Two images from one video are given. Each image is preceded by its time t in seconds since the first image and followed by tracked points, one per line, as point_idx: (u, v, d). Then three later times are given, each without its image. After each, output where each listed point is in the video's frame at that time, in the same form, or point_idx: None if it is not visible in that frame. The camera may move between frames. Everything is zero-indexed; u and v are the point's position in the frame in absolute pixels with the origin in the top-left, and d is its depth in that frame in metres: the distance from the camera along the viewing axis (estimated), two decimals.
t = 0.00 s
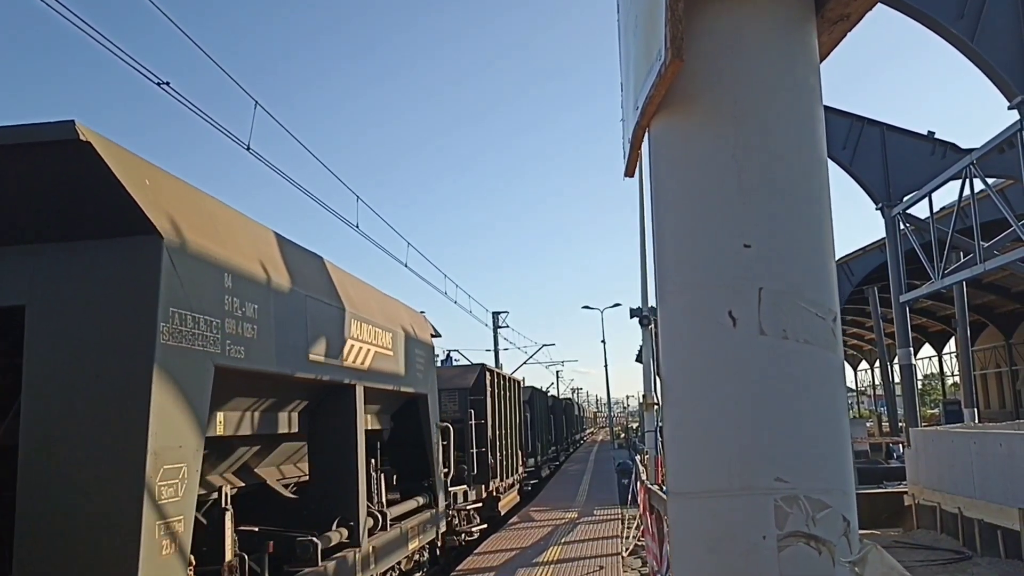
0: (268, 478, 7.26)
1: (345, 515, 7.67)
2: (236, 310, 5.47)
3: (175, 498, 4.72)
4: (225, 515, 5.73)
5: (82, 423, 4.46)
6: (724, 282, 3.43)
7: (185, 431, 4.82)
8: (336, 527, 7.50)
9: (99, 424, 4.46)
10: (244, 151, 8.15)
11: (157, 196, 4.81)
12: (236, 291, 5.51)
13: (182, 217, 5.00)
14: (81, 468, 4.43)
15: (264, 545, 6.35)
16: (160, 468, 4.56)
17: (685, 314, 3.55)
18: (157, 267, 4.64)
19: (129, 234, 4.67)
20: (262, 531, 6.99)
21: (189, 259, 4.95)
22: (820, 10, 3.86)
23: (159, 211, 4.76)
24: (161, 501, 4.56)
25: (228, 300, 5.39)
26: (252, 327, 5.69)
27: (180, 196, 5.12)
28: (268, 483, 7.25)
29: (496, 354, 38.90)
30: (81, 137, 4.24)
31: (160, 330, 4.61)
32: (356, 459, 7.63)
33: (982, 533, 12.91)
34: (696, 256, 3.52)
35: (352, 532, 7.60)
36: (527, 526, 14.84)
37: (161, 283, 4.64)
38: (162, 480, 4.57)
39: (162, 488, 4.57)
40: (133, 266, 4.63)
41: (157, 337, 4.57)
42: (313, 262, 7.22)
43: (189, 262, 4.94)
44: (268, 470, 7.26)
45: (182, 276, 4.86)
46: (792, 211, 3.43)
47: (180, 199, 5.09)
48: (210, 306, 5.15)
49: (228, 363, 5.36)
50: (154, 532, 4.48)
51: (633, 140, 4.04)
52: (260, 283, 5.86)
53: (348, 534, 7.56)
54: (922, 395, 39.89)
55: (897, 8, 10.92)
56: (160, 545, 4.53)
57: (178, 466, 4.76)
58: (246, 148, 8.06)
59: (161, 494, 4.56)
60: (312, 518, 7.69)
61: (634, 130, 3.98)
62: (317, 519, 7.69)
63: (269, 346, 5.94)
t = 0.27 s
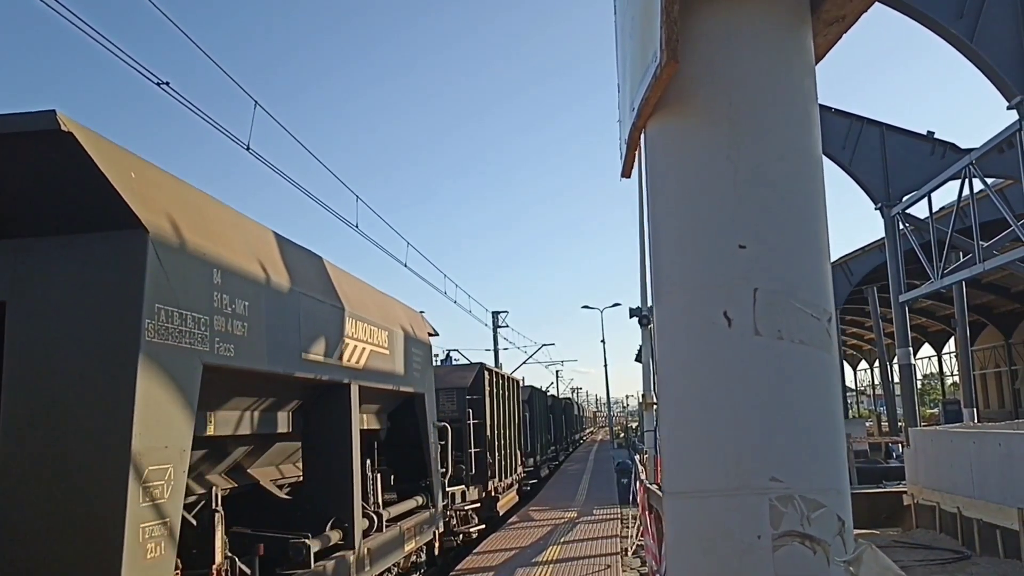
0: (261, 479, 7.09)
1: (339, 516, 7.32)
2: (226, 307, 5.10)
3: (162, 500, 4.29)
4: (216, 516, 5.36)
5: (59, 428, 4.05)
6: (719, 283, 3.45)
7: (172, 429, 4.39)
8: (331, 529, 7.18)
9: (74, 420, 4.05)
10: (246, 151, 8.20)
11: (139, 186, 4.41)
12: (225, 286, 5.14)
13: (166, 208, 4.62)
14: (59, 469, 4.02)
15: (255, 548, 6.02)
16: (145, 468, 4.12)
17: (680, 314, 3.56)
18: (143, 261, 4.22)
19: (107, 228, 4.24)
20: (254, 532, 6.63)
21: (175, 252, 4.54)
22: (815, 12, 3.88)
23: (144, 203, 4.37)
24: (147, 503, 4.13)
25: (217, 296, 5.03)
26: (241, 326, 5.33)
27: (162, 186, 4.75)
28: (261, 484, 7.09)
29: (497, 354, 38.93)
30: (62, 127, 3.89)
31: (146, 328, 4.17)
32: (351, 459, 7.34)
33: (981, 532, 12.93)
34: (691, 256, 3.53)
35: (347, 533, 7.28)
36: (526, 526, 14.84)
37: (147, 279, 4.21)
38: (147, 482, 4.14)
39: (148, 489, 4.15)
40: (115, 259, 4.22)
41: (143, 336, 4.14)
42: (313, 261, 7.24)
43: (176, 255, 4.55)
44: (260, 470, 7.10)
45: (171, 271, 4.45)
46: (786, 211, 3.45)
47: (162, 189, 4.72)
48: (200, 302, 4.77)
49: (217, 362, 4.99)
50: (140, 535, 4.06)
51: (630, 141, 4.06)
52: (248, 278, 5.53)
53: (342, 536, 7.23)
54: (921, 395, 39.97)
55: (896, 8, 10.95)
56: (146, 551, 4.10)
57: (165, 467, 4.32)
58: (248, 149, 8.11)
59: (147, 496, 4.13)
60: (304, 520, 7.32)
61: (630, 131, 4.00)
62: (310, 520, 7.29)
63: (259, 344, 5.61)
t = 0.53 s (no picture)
0: (253, 479, 7.02)
1: (333, 518, 7.10)
2: (215, 303, 4.95)
3: (147, 503, 4.12)
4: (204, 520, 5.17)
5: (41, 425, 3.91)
6: (716, 283, 3.45)
7: (159, 429, 4.22)
8: (324, 530, 6.95)
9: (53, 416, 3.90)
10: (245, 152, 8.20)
11: (122, 178, 4.28)
12: (214, 281, 4.99)
13: (151, 201, 4.48)
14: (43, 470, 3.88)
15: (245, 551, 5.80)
16: (129, 470, 3.96)
17: (678, 313, 3.56)
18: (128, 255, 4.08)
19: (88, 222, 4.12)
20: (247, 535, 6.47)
21: (164, 248, 4.43)
22: (813, 12, 3.90)
23: (128, 196, 4.24)
24: (129, 507, 3.98)
25: (206, 292, 4.88)
26: (232, 324, 5.17)
27: (147, 179, 4.62)
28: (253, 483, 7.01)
29: (496, 354, 38.98)
30: (43, 117, 3.78)
31: (130, 324, 4.02)
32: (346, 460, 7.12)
33: (980, 532, 12.95)
34: (688, 256, 3.53)
35: (342, 535, 7.06)
36: (526, 525, 14.87)
37: (131, 273, 4.07)
38: (130, 483, 3.98)
39: (131, 492, 3.99)
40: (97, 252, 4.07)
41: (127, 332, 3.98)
42: (312, 261, 7.25)
43: (162, 249, 4.40)
44: (254, 471, 7.04)
45: (155, 266, 4.30)
46: (784, 211, 3.45)
47: (147, 182, 4.58)
48: (186, 298, 4.62)
49: (206, 361, 4.81)
50: (123, 539, 3.91)
51: (628, 140, 4.05)
52: (239, 274, 5.37)
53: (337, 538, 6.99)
54: (921, 395, 40.01)
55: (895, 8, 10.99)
56: (129, 555, 3.96)
57: (151, 468, 4.16)
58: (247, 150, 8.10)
59: (130, 498, 3.97)
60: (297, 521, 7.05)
61: (629, 130, 3.99)
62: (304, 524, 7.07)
63: (251, 342, 5.45)
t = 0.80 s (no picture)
0: (247, 480, 6.90)
1: (328, 520, 6.85)
2: (204, 299, 4.84)
3: (133, 505, 4.06)
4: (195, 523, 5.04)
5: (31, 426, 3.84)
6: (716, 282, 3.44)
7: (146, 430, 4.17)
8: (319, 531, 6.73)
9: (42, 415, 3.84)
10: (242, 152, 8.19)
11: (104, 171, 4.15)
12: (203, 277, 4.88)
13: (137, 194, 4.37)
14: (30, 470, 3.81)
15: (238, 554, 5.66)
16: (113, 472, 3.90)
17: (678, 313, 3.56)
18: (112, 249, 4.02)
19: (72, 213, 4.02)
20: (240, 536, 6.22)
21: (162, 248, 4.44)
22: (814, 11, 3.89)
23: (111, 189, 4.12)
24: (113, 510, 3.91)
25: (195, 289, 4.76)
26: (222, 320, 5.05)
27: (133, 171, 4.50)
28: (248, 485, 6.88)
29: (496, 353, 39.00)
30: (22, 106, 3.68)
31: (115, 322, 3.95)
32: (339, 458, 6.90)
33: (979, 532, 12.96)
34: (689, 256, 3.53)
35: (337, 537, 6.79)
36: (526, 525, 14.87)
37: (116, 268, 4.00)
38: (114, 486, 3.90)
39: (115, 494, 3.92)
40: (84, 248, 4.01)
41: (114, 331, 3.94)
42: (312, 261, 7.23)
43: (147, 245, 4.31)
44: (248, 471, 6.91)
45: (139, 261, 4.19)
46: (784, 210, 3.44)
47: (133, 175, 4.47)
48: (174, 295, 4.53)
49: (194, 359, 4.70)
50: (107, 543, 3.84)
51: (628, 139, 4.05)
52: (230, 270, 5.24)
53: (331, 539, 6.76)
54: (920, 395, 40.03)
55: (895, 7, 11.00)
56: (113, 560, 3.88)
57: (137, 469, 4.10)
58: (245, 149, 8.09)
59: (115, 500, 3.91)
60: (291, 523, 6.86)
61: (629, 130, 3.99)
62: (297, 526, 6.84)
63: (242, 340, 5.33)
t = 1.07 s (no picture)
0: (242, 481, 6.64)
1: (323, 521, 6.69)
2: (193, 296, 4.66)
3: (119, 507, 3.86)
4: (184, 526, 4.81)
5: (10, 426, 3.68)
6: (714, 283, 3.44)
7: (133, 429, 3.97)
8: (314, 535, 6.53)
9: (21, 416, 3.67)
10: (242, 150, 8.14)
11: (86, 162, 3.96)
12: (193, 273, 4.71)
13: (120, 187, 4.18)
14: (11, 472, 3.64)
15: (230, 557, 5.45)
16: (98, 473, 3.70)
17: (676, 314, 3.56)
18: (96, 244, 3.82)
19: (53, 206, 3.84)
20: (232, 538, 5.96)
21: (164, 248, 4.42)
22: (813, 11, 3.88)
23: (93, 180, 3.94)
24: (99, 512, 3.71)
25: (184, 285, 4.59)
26: (212, 319, 4.88)
27: (117, 164, 4.32)
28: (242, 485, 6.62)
29: (496, 353, 39.09)
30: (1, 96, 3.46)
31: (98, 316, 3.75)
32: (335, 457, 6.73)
33: (979, 534, 12.96)
34: (687, 257, 3.53)
35: (332, 539, 6.64)
36: (526, 525, 14.90)
37: (101, 263, 3.81)
38: (99, 487, 3.71)
39: (100, 496, 3.72)
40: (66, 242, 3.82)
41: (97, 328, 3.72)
42: (311, 261, 7.20)
43: (135, 238, 4.14)
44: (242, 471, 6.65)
45: (125, 255, 4.02)
46: (783, 211, 3.45)
47: (116, 167, 4.28)
48: (163, 291, 4.35)
49: (184, 357, 4.52)
50: (93, 546, 3.64)
51: (627, 140, 4.05)
52: (219, 266, 5.08)
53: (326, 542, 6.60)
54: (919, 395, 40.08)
55: (894, 6, 11.00)
56: (99, 564, 3.68)
57: (124, 470, 3.90)
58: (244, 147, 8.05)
59: (99, 503, 3.71)
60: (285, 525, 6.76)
61: (627, 131, 3.99)
62: (292, 528, 6.70)
63: (234, 338, 5.15)
